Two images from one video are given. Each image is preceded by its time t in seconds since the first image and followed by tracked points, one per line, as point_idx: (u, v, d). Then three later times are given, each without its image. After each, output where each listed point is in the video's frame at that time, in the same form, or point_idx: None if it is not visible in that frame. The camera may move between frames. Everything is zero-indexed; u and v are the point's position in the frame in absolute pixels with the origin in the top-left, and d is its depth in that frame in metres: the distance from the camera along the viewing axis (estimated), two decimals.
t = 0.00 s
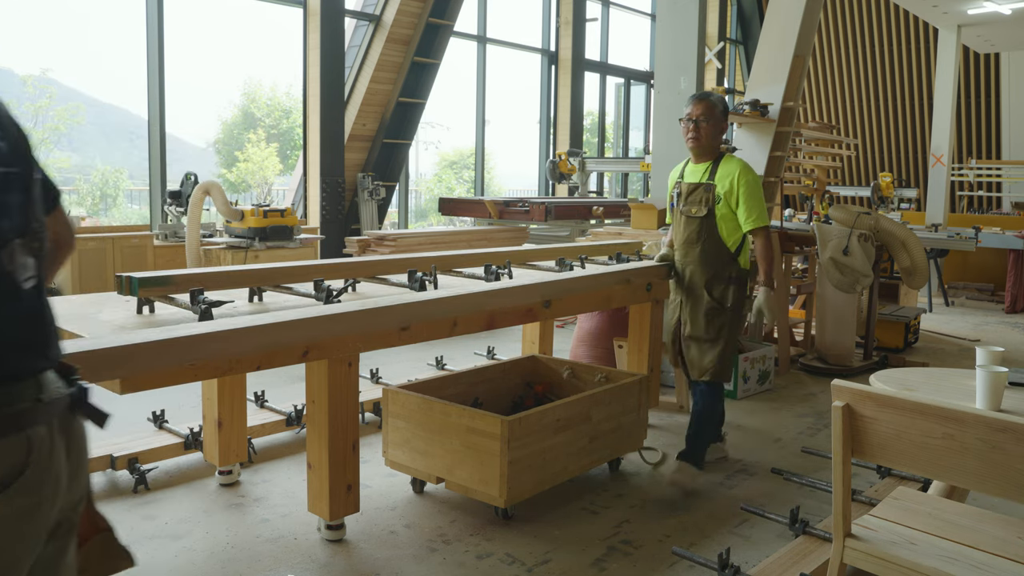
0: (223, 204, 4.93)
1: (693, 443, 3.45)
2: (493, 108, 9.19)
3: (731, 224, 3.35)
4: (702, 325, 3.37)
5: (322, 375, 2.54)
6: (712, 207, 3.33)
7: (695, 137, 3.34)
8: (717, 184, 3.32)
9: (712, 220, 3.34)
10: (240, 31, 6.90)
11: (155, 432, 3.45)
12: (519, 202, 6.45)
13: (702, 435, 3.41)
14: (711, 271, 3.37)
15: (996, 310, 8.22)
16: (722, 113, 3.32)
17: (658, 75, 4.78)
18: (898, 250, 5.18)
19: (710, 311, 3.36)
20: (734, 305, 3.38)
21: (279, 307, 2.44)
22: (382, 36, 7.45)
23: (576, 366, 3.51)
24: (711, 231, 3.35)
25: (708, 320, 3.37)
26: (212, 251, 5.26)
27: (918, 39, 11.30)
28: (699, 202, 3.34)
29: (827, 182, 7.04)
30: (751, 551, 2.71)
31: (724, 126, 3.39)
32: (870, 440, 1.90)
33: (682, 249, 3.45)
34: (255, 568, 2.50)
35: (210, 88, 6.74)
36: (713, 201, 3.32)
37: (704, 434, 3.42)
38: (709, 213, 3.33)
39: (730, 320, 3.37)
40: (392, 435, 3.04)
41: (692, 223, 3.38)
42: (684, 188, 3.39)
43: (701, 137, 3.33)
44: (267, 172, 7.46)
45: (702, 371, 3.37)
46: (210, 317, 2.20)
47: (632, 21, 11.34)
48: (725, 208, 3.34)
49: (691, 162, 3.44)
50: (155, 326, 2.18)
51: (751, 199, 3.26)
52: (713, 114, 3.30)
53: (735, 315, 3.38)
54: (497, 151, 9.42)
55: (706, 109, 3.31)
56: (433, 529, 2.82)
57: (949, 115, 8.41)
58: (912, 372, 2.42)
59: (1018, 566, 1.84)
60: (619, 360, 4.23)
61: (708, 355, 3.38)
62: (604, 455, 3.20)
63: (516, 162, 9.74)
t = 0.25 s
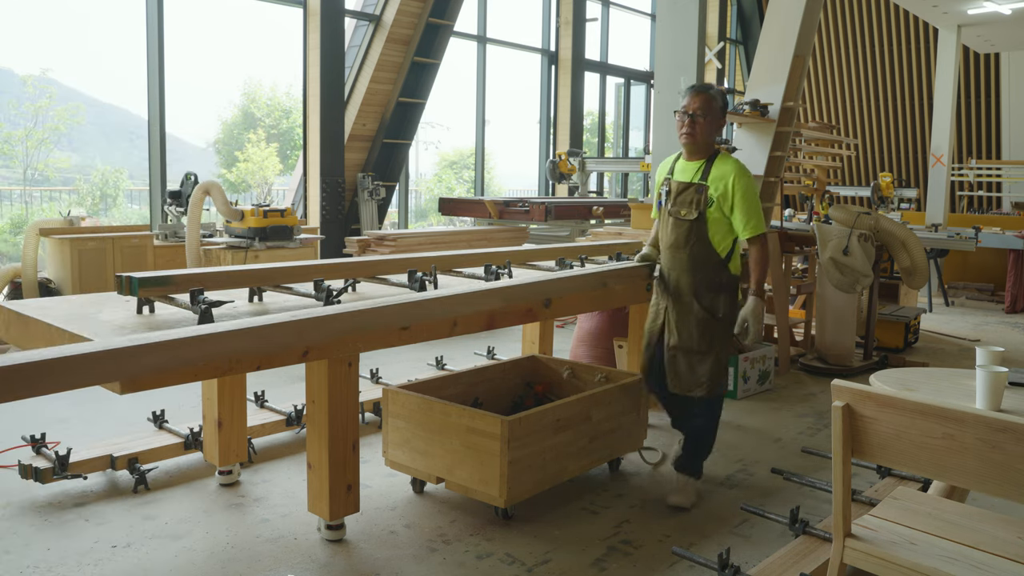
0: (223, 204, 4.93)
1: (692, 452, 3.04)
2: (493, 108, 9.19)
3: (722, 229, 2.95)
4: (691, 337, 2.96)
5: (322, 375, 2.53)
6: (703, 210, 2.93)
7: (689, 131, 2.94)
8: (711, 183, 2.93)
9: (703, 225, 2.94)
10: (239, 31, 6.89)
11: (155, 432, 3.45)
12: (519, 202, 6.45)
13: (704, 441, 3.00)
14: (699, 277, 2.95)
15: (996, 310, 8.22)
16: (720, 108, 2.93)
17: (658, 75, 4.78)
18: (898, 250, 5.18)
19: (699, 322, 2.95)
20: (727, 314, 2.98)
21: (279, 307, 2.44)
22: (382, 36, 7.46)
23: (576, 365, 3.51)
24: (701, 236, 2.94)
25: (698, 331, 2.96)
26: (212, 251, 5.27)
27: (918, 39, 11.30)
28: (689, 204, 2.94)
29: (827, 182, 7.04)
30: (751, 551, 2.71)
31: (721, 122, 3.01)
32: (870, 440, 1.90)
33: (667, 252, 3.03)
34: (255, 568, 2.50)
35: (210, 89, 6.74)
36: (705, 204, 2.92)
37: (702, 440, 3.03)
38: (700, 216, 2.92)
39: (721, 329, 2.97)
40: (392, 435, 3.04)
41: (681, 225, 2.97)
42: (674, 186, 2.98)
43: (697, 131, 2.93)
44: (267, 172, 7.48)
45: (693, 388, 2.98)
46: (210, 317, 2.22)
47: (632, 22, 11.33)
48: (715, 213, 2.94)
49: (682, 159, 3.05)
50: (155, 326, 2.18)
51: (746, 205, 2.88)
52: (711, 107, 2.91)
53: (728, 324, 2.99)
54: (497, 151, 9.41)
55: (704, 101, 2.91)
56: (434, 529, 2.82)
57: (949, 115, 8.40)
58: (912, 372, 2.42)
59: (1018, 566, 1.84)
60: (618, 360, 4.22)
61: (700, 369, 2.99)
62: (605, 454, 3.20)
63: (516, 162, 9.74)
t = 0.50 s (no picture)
0: (223, 204, 4.93)
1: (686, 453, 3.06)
2: (493, 108, 9.18)
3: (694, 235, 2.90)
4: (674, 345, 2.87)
5: (322, 375, 2.54)
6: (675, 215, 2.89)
7: (663, 130, 2.86)
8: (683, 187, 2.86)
9: (677, 231, 2.91)
10: (239, 31, 6.88)
11: (155, 432, 3.44)
12: (519, 202, 6.45)
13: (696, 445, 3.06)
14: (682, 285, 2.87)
15: (996, 310, 8.22)
16: (696, 109, 2.84)
17: (658, 75, 4.78)
18: (898, 250, 5.19)
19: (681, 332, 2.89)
20: (706, 323, 2.95)
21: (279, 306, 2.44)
22: (382, 36, 7.45)
23: (576, 366, 3.51)
24: (675, 243, 2.91)
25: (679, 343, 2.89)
26: (211, 251, 5.27)
27: (918, 39, 11.30)
28: (661, 209, 2.90)
29: (827, 182, 7.04)
30: (751, 550, 2.71)
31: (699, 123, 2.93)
32: (870, 440, 1.90)
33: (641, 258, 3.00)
34: (255, 568, 2.50)
35: (210, 89, 6.74)
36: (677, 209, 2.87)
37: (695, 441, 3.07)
38: (673, 222, 2.88)
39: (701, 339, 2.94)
40: (392, 435, 3.04)
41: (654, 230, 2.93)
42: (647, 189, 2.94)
43: (670, 131, 2.85)
44: (267, 172, 7.50)
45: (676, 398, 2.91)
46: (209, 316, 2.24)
47: (632, 22, 11.33)
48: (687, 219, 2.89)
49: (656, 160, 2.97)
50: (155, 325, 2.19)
51: (715, 212, 2.81)
52: (686, 107, 2.82)
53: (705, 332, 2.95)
54: (497, 151, 9.41)
55: (679, 101, 2.82)
56: (434, 529, 2.82)
57: (949, 115, 8.40)
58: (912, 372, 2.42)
59: (1018, 566, 1.84)
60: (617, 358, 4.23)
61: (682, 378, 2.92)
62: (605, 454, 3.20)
63: (516, 162, 9.74)
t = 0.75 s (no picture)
0: (223, 204, 4.93)
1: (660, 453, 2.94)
2: (493, 108, 9.18)
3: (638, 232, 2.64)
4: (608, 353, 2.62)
5: (323, 375, 2.54)
6: (616, 211, 2.63)
7: (595, 123, 2.60)
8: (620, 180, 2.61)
9: (618, 228, 2.65)
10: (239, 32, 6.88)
11: (155, 432, 3.44)
12: (519, 202, 6.45)
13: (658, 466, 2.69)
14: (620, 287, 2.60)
15: (996, 310, 8.21)
16: (631, 96, 2.57)
17: (658, 75, 4.78)
18: (898, 250, 5.19)
19: (613, 335, 2.61)
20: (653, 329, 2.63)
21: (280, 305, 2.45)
22: (382, 36, 7.45)
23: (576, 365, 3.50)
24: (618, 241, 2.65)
25: (613, 347, 2.61)
26: (211, 251, 5.27)
27: (918, 39, 11.30)
28: (601, 206, 2.65)
29: (827, 182, 7.04)
30: (751, 550, 2.71)
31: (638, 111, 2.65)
32: (870, 440, 1.90)
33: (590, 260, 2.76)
34: (255, 568, 2.50)
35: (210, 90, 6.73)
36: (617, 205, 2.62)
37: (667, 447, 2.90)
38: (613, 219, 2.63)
39: (642, 344, 2.62)
40: (392, 435, 3.04)
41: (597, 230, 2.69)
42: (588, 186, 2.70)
43: (603, 123, 2.59)
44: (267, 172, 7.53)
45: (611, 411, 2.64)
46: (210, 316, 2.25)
47: (632, 21, 11.32)
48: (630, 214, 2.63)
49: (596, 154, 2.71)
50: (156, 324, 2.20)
51: (655, 204, 2.53)
52: (619, 95, 2.56)
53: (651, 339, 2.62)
54: (497, 150, 9.40)
55: (611, 88, 2.57)
56: (434, 529, 2.82)
57: (949, 115, 8.40)
58: (912, 372, 2.42)
59: (1019, 567, 1.84)
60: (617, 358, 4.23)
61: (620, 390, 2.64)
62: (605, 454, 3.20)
63: (516, 162, 9.73)
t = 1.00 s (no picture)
0: (223, 204, 4.93)
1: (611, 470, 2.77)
2: (493, 108, 9.18)
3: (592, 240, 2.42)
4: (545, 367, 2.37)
5: (323, 375, 2.54)
6: (567, 216, 2.42)
7: (556, 119, 2.41)
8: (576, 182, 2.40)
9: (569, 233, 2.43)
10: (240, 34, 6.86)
11: (155, 432, 3.44)
12: (519, 202, 6.46)
13: (565, 499, 2.34)
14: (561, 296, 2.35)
15: (996, 310, 8.21)
16: (597, 95, 2.39)
17: (658, 75, 4.79)
18: (898, 250, 5.18)
19: (554, 351, 2.35)
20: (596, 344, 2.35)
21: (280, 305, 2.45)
22: (382, 36, 7.45)
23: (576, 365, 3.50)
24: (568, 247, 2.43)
25: (554, 363, 2.35)
26: (212, 250, 5.28)
27: (918, 39, 11.30)
28: (553, 208, 2.44)
29: (827, 182, 7.04)
30: (751, 550, 2.71)
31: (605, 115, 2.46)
32: (870, 439, 1.90)
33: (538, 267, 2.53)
34: (255, 568, 2.50)
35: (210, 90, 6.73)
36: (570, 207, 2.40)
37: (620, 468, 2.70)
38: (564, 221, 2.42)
39: (584, 363, 2.34)
40: (392, 435, 3.05)
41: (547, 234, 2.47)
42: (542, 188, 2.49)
43: (564, 120, 2.40)
44: (267, 172, 7.49)
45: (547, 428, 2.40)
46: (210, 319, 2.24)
47: (632, 21, 11.32)
48: (582, 221, 2.40)
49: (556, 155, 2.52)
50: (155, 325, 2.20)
51: (611, 209, 2.30)
52: (584, 92, 2.38)
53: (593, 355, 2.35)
54: (497, 150, 9.40)
55: (575, 84, 2.39)
56: (434, 529, 2.82)
57: (949, 115, 8.40)
58: (912, 372, 2.42)
59: (1018, 566, 1.84)
60: (617, 358, 4.23)
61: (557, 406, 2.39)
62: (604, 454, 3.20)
63: (516, 162, 9.74)
